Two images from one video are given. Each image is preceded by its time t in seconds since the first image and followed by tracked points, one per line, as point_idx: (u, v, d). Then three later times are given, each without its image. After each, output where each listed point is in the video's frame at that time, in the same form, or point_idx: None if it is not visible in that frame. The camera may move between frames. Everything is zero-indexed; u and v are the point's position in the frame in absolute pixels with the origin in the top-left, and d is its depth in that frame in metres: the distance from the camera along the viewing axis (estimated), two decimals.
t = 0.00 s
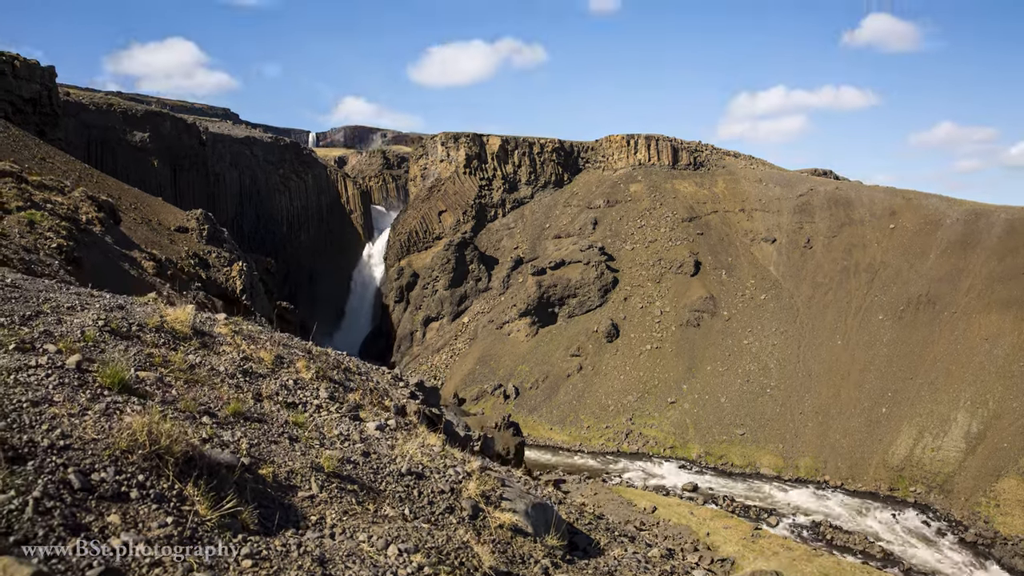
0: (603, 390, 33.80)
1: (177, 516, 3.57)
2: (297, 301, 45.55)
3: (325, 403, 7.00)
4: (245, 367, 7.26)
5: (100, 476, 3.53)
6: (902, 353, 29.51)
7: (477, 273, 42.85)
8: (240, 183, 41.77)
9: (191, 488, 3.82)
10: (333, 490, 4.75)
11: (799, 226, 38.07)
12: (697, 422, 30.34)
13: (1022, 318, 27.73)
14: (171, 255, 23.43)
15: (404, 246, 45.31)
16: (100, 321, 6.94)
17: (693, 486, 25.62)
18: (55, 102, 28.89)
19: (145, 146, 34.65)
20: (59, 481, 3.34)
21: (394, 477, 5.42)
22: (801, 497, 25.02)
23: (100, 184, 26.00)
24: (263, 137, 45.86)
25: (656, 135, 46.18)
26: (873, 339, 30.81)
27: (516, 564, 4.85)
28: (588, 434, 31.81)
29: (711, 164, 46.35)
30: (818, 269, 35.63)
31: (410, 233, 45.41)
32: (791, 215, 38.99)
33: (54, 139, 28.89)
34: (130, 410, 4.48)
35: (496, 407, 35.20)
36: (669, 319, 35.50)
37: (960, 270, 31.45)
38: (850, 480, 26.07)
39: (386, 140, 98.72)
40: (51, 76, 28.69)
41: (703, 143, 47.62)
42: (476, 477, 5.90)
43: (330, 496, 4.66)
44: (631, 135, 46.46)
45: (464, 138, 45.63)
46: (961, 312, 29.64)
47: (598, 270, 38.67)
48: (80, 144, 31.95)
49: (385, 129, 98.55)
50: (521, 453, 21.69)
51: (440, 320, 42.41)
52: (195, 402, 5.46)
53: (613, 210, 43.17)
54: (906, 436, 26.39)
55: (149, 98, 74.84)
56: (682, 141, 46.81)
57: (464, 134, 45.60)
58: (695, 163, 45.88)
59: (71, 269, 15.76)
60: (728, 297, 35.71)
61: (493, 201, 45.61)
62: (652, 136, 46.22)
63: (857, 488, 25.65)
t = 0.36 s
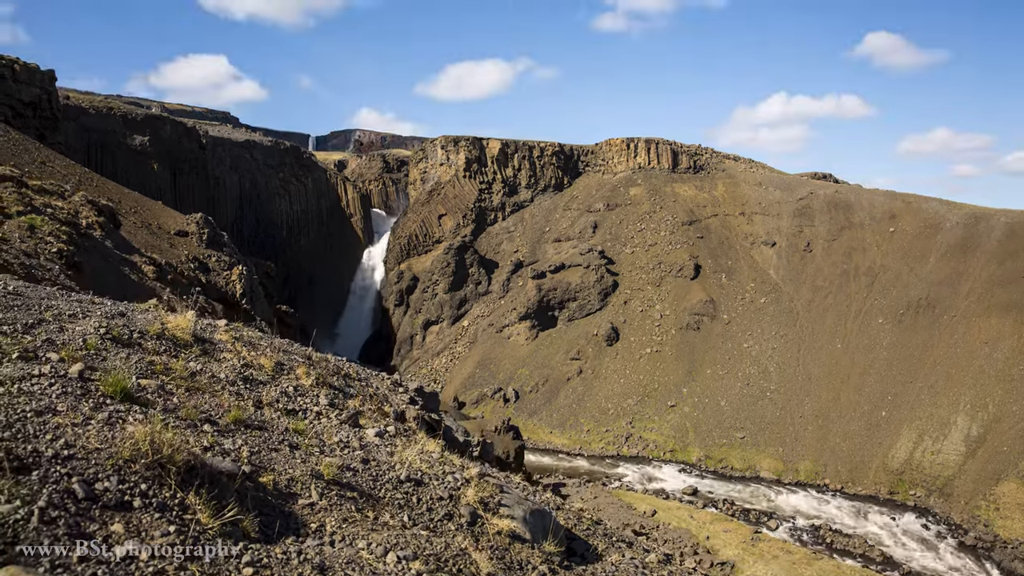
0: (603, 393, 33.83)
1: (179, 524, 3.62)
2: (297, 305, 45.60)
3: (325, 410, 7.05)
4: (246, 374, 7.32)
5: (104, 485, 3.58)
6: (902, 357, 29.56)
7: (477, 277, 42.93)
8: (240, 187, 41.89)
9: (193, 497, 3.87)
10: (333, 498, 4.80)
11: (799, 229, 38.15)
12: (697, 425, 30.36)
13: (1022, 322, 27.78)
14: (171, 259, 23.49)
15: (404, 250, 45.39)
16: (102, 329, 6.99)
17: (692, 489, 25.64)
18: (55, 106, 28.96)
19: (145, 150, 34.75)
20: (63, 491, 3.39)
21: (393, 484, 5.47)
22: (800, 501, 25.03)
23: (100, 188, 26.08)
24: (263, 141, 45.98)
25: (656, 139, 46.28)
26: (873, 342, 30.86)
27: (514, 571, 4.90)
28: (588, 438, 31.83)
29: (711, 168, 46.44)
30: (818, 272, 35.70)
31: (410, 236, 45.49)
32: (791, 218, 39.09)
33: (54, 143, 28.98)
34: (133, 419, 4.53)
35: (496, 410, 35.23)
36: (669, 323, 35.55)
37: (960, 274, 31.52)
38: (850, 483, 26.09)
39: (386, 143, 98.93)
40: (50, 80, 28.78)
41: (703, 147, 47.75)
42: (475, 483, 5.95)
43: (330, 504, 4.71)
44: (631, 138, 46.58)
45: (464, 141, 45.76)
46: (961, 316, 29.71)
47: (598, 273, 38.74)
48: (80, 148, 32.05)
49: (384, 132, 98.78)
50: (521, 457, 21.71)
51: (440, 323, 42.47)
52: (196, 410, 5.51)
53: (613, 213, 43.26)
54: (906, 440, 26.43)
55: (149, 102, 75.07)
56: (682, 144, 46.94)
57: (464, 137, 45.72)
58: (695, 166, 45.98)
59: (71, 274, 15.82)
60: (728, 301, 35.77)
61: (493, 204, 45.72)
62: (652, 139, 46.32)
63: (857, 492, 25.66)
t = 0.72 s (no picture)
0: (603, 397, 33.86)
1: (181, 533, 3.69)
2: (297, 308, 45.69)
3: (325, 416, 7.11)
4: (246, 382, 7.37)
5: (107, 494, 3.64)
6: (902, 361, 29.59)
7: (477, 280, 43.02)
8: (240, 191, 42.01)
9: (195, 505, 3.93)
10: (332, 505, 4.87)
11: (799, 233, 38.24)
12: (697, 429, 30.38)
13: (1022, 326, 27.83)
14: (171, 263, 23.55)
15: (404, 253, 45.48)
16: (103, 337, 7.05)
17: (692, 493, 25.66)
18: (55, 109, 29.05)
19: (145, 153, 34.85)
20: (68, 500, 3.45)
21: (392, 491, 5.53)
22: (800, 505, 25.02)
23: (100, 192, 26.14)
24: (263, 144, 46.12)
25: (656, 143, 46.41)
26: (873, 346, 30.90)
27: None
28: (588, 441, 31.86)
29: (711, 171, 46.55)
30: (818, 276, 35.76)
31: (410, 240, 45.59)
32: (791, 222, 39.19)
33: (54, 147, 29.06)
34: (135, 428, 4.59)
35: (496, 414, 35.25)
36: (669, 326, 35.60)
37: (960, 278, 31.59)
38: (850, 487, 26.10)
39: (385, 147, 99.11)
40: (51, 84, 28.88)
41: (703, 150, 47.88)
42: (473, 490, 6.01)
43: (330, 511, 4.77)
44: (631, 142, 46.70)
45: (464, 145, 45.86)
46: (961, 319, 29.76)
47: (598, 277, 38.81)
48: (80, 151, 32.12)
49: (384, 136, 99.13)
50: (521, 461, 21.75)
51: (440, 327, 42.53)
52: (197, 418, 5.57)
53: (613, 217, 43.36)
54: (906, 444, 26.47)
55: (150, 106, 75.28)
56: (682, 148, 47.06)
57: (464, 141, 45.83)
58: (695, 170, 46.09)
59: (72, 278, 15.87)
60: (728, 304, 35.83)
61: (493, 208, 45.84)
62: (652, 143, 46.44)
63: (857, 496, 25.65)
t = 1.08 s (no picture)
0: (603, 401, 33.89)
1: (184, 541, 3.75)
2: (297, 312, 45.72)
3: (325, 423, 7.16)
4: (247, 388, 7.42)
5: (111, 503, 3.70)
6: (902, 364, 29.62)
7: (477, 284, 43.08)
8: (240, 194, 42.14)
9: (196, 513, 3.99)
10: (332, 512, 4.92)
11: (799, 236, 38.35)
12: (697, 432, 30.42)
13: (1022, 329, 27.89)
14: (171, 267, 23.62)
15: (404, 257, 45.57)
16: (105, 344, 7.12)
17: (692, 496, 25.69)
18: (55, 113, 29.16)
19: (145, 156, 34.94)
20: (72, 509, 3.52)
21: (391, 498, 5.59)
22: (800, 508, 25.05)
23: (100, 196, 26.22)
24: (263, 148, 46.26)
25: (656, 146, 46.52)
26: (873, 349, 30.94)
27: None
28: (588, 445, 31.89)
29: (711, 175, 46.65)
30: (818, 279, 35.85)
31: (410, 244, 45.67)
32: (791, 225, 39.29)
33: (54, 150, 29.14)
34: (137, 437, 4.65)
35: (496, 417, 35.29)
36: (669, 330, 35.65)
37: (960, 281, 31.64)
38: (850, 490, 26.11)
39: (385, 150, 99.31)
40: (51, 87, 28.98)
41: (703, 154, 47.99)
42: (472, 496, 6.07)
43: (330, 518, 4.82)
44: (631, 146, 46.80)
45: (463, 148, 45.95)
46: (961, 323, 29.81)
47: (598, 280, 38.87)
48: (80, 154, 32.22)
49: (385, 140, 99.32)
50: (521, 464, 21.80)
51: (440, 330, 42.58)
52: (198, 426, 5.63)
53: (613, 220, 43.44)
54: (905, 447, 26.47)
55: (150, 109, 75.52)
56: (682, 152, 47.15)
57: (464, 145, 45.92)
58: (695, 173, 46.19)
59: (73, 283, 15.94)
60: (728, 308, 35.89)
61: (493, 211, 45.92)
62: (652, 146, 46.55)
63: (857, 499, 25.67)
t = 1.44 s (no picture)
0: (603, 404, 33.90)
1: (186, 549, 3.80)
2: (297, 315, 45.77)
3: (325, 430, 7.22)
4: (247, 395, 7.47)
5: (114, 511, 3.76)
6: (901, 368, 29.65)
7: (477, 287, 43.14)
8: (240, 198, 42.25)
9: (198, 521, 4.04)
10: (332, 519, 4.97)
11: (799, 239, 38.45)
12: (697, 435, 30.44)
13: (1022, 332, 27.94)
14: (171, 271, 23.67)
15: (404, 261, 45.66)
16: (107, 351, 7.17)
17: (692, 500, 25.70)
18: (55, 117, 29.24)
19: (145, 160, 35.02)
20: (75, 518, 3.57)
21: (390, 504, 5.65)
22: (800, 511, 25.06)
23: (100, 200, 26.28)
24: (263, 151, 46.40)
25: (656, 149, 46.63)
26: (872, 353, 30.97)
27: None
28: (588, 448, 31.91)
29: (710, 178, 46.75)
30: (818, 283, 35.93)
31: (410, 247, 45.74)
32: (791, 229, 39.39)
33: (54, 154, 29.23)
34: (140, 445, 4.70)
35: (496, 420, 35.31)
36: (668, 333, 35.69)
37: (960, 285, 31.72)
38: (849, 494, 26.13)
39: (385, 153, 99.45)
40: (51, 91, 29.04)
41: (703, 158, 48.11)
42: (470, 503, 6.12)
43: (330, 525, 4.88)
44: (631, 149, 46.90)
45: (463, 152, 46.05)
46: (961, 326, 29.87)
47: (598, 284, 38.92)
48: (80, 158, 32.30)
49: (385, 144, 99.46)
50: (521, 467, 21.81)
51: (439, 334, 42.63)
52: (199, 433, 5.68)
53: (613, 223, 43.52)
54: (905, 450, 26.50)
55: (150, 113, 75.72)
56: (681, 155, 47.26)
57: (464, 148, 46.02)
58: (695, 176, 46.28)
59: (74, 287, 15.98)
60: (728, 311, 35.95)
61: (493, 215, 46.01)
62: (652, 150, 46.65)
63: (856, 502, 25.69)
